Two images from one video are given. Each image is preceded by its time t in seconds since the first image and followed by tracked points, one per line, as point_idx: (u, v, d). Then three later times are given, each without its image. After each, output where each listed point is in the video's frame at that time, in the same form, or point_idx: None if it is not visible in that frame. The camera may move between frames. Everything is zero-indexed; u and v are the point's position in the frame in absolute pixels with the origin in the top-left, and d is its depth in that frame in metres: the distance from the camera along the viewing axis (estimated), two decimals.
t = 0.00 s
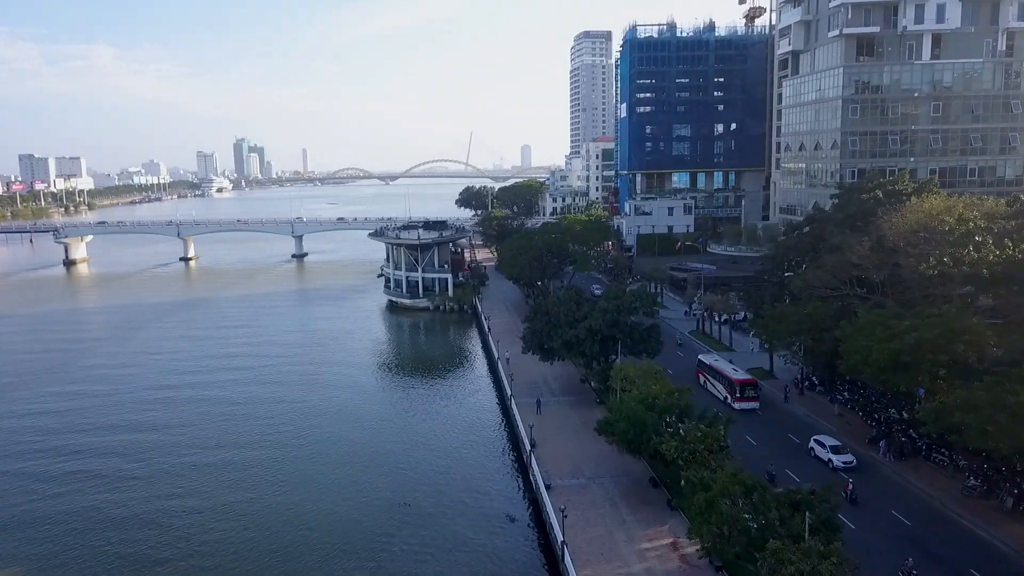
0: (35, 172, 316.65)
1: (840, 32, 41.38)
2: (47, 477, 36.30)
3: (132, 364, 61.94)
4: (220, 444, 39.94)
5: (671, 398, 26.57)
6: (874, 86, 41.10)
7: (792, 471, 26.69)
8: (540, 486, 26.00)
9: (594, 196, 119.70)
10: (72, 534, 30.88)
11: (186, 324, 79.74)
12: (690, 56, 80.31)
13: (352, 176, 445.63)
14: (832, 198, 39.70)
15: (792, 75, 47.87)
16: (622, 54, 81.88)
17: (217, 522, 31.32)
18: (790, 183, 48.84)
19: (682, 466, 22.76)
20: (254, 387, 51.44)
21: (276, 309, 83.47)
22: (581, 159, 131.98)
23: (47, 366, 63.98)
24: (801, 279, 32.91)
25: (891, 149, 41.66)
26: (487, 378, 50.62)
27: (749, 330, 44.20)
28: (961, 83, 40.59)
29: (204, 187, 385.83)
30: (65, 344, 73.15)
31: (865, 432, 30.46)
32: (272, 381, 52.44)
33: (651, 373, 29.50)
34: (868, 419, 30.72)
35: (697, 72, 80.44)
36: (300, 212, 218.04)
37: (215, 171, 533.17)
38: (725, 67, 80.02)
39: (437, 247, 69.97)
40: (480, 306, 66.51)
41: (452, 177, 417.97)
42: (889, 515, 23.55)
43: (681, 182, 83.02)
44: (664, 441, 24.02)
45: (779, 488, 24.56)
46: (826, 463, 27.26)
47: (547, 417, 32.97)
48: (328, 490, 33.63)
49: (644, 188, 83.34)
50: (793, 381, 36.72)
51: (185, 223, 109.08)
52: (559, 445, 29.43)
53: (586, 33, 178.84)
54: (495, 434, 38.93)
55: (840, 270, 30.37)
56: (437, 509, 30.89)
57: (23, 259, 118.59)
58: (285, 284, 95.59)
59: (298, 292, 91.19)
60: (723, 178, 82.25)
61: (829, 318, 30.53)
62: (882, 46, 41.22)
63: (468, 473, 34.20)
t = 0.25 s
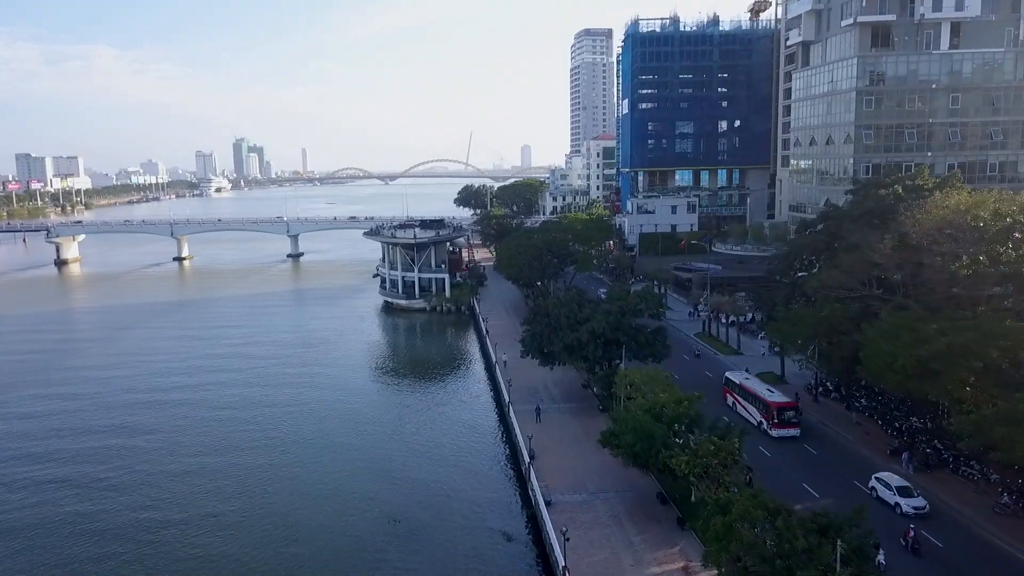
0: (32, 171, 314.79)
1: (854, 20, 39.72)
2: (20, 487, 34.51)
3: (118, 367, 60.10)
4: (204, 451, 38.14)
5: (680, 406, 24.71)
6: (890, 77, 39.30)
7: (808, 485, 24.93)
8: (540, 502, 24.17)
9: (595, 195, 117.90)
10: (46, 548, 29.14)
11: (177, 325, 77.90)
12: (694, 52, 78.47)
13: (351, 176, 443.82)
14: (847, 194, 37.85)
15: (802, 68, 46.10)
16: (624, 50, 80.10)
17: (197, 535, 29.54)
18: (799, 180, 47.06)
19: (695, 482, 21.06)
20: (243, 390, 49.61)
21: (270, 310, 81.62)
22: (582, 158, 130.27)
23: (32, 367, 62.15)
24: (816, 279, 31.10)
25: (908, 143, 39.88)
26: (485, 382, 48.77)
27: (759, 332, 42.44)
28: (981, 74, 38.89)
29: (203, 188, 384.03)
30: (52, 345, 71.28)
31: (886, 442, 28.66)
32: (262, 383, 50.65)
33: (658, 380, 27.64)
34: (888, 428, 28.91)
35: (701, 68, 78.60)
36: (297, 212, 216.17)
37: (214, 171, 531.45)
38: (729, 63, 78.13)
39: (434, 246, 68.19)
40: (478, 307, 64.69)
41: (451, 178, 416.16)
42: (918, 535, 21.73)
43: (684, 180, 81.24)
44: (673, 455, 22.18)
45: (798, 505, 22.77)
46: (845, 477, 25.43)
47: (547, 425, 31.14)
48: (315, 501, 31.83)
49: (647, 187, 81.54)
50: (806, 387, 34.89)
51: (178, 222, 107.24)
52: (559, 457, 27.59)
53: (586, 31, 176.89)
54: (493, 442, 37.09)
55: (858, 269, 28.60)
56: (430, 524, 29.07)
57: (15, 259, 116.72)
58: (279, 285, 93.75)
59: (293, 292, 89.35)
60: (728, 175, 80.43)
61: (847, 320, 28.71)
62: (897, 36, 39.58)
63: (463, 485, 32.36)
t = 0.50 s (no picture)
0: (29, 171, 312.81)
1: (868, 7, 38.07)
2: None
3: (104, 367, 58.38)
4: (187, 457, 36.40)
5: (690, 416, 22.94)
6: (906, 67, 37.53)
7: (829, 502, 23.14)
8: (539, 519, 22.40)
9: (596, 194, 116.32)
10: (14, 562, 27.44)
11: (167, 325, 76.17)
12: (697, 46, 76.67)
13: (350, 175, 442.05)
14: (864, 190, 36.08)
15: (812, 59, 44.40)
16: (626, 44, 78.36)
17: (174, 550, 27.81)
18: (809, 175, 45.30)
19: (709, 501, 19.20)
20: (231, 392, 47.89)
21: (263, 310, 79.90)
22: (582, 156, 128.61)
23: (16, 368, 60.47)
24: (833, 279, 29.28)
25: (925, 135, 38.13)
26: (482, 385, 47.01)
27: (768, 335, 40.79)
28: (1002, 64, 37.20)
29: (201, 187, 382.45)
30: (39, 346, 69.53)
31: (908, 452, 26.92)
32: (252, 385, 48.92)
33: (665, 387, 25.84)
34: (910, 437, 27.18)
35: (704, 62, 76.79)
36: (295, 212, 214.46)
37: (212, 171, 529.61)
38: (733, 57, 76.33)
39: (430, 245, 66.48)
40: (475, 307, 62.99)
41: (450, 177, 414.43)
42: (950, 558, 19.94)
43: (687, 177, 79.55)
44: (684, 470, 20.35)
45: (820, 527, 21.01)
46: (868, 492, 23.69)
47: (547, 433, 29.37)
48: (302, 514, 30.11)
49: (649, 184, 79.85)
50: (819, 392, 33.13)
51: (171, 221, 105.49)
52: (560, 468, 25.82)
53: (586, 29, 175.12)
54: (490, 450, 35.32)
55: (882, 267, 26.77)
56: (423, 541, 27.31)
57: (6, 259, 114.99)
58: (273, 285, 91.98)
59: (287, 292, 87.59)
60: (732, 172, 79.21)
61: (867, 322, 26.90)
62: (913, 25, 37.88)
63: (458, 498, 30.60)
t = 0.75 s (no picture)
0: (25, 169, 310.84)
1: None
2: None
3: (90, 368, 56.71)
4: (170, 464, 34.71)
5: (701, 426, 21.29)
6: (925, 57, 35.88)
7: (853, 518, 21.57)
8: (539, 538, 20.76)
9: (596, 192, 114.61)
10: None
11: (158, 325, 74.47)
12: (701, 40, 74.91)
13: (350, 175, 439.71)
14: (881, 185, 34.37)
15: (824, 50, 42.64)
16: (628, 38, 76.60)
17: (149, 565, 26.14)
18: (820, 171, 43.62)
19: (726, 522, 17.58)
20: (218, 395, 46.16)
21: (257, 309, 78.22)
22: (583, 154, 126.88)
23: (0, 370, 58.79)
24: (851, 278, 27.61)
25: (944, 128, 36.44)
26: (480, 388, 45.37)
27: (777, 336, 39.12)
28: None
29: (199, 186, 380.57)
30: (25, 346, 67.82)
31: (933, 462, 25.32)
32: (241, 388, 47.24)
33: (673, 393, 24.13)
34: (935, 447, 25.60)
35: (708, 57, 75.06)
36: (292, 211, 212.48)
37: (211, 170, 527.61)
38: (738, 51, 74.57)
39: (427, 243, 64.78)
40: (473, 307, 61.33)
41: (450, 176, 412.58)
42: None
43: (690, 174, 77.92)
44: (697, 485, 18.69)
45: (846, 550, 19.39)
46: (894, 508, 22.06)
47: (547, 441, 27.73)
48: (288, 526, 28.46)
49: (652, 181, 78.20)
50: (834, 397, 31.54)
51: (165, 219, 103.77)
52: (561, 480, 24.20)
53: (586, 26, 173.17)
54: (487, 458, 33.70)
55: (905, 266, 25.08)
56: (415, 558, 25.68)
57: None
58: (268, 284, 90.27)
59: (281, 292, 85.89)
60: (736, 170, 77.47)
61: (889, 324, 25.26)
62: (931, 12, 36.13)
63: (453, 510, 28.97)
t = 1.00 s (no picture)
0: (22, 168, 309.07)
1: None
2: None
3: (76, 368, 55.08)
4: (151, 470, 33.09)
5: (715, 435, 19.65)
6: (943, 44, 34.53)
7: (879, 540, 19.97)
8: (539, 556, 19.14)
9: (597, 190, 113.01)
10: None
11: (149, 325, 72.84)
12: (706, 33, 73.33)
13: (350, 175, 438.05)
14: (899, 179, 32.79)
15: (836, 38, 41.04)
16: (631, 32, 75.02)
17: None
18: (831, 164, 42.05)
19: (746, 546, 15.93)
20: (205, 396, 44.48)
21: (251, 309, 76.58)
22: (583, 152, 125.31)
23: None
24: (871, 275, 25.98)
25: (964, 119, 34.91)
26: (477, 390, 43.75)
27: (787, 338, 37.50)
28: None
29: (198, 186, 378.88)
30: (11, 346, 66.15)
31: (962, 473, 23.65)
32: (230, 389, 45.61)
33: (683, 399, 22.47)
34: (963, 458, 23.93)
35: (713, 51, 73.51)
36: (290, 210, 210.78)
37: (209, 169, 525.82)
38: (743, 45, 73.01)
39: (424, 241, 63.16)
40: (471, 307, 59.72)
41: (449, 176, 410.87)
42: None
43: (694, 171, 76.34)
44: (713, 502, 17.06)
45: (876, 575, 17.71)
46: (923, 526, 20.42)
47: (547, 449, 26.09)
48: (272, 538, 26.85)
49: (654, 178, 76.59)
50: (850, 401, 29.91)
51: (159, 217, 102.13)
52: (562, 492, 22.57)
53: (587, 23, 171.53)
54: (483, 465, 32.07)
55: (931, 263, 23.46)
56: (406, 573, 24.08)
57: None
58: (263, 283, 88.64)
59: (276, 291, 84.26)
60: (740, 167, 75.56)
61: (914, 325, 23.64)
62: None
63: (447, 522, 27.34)
